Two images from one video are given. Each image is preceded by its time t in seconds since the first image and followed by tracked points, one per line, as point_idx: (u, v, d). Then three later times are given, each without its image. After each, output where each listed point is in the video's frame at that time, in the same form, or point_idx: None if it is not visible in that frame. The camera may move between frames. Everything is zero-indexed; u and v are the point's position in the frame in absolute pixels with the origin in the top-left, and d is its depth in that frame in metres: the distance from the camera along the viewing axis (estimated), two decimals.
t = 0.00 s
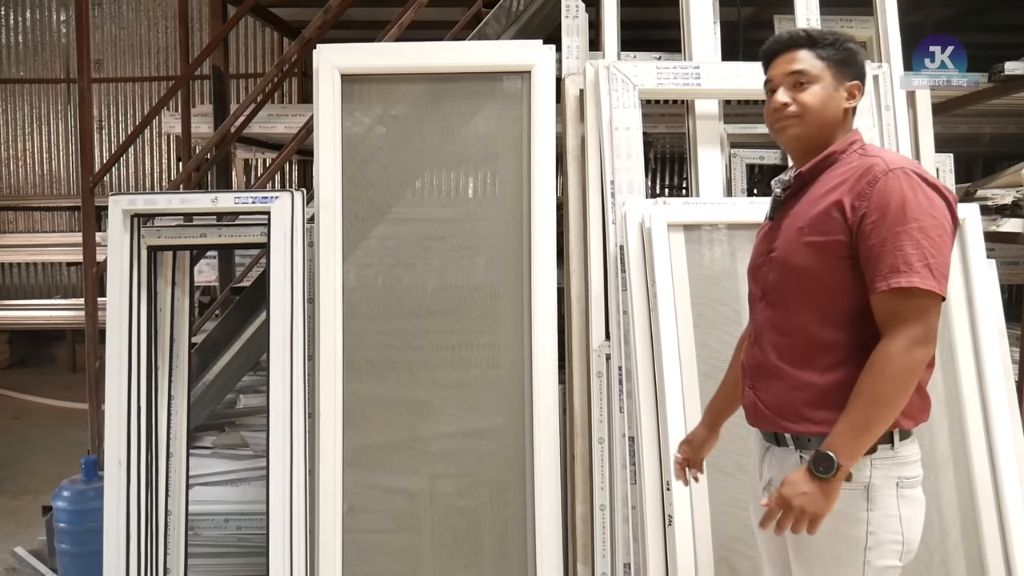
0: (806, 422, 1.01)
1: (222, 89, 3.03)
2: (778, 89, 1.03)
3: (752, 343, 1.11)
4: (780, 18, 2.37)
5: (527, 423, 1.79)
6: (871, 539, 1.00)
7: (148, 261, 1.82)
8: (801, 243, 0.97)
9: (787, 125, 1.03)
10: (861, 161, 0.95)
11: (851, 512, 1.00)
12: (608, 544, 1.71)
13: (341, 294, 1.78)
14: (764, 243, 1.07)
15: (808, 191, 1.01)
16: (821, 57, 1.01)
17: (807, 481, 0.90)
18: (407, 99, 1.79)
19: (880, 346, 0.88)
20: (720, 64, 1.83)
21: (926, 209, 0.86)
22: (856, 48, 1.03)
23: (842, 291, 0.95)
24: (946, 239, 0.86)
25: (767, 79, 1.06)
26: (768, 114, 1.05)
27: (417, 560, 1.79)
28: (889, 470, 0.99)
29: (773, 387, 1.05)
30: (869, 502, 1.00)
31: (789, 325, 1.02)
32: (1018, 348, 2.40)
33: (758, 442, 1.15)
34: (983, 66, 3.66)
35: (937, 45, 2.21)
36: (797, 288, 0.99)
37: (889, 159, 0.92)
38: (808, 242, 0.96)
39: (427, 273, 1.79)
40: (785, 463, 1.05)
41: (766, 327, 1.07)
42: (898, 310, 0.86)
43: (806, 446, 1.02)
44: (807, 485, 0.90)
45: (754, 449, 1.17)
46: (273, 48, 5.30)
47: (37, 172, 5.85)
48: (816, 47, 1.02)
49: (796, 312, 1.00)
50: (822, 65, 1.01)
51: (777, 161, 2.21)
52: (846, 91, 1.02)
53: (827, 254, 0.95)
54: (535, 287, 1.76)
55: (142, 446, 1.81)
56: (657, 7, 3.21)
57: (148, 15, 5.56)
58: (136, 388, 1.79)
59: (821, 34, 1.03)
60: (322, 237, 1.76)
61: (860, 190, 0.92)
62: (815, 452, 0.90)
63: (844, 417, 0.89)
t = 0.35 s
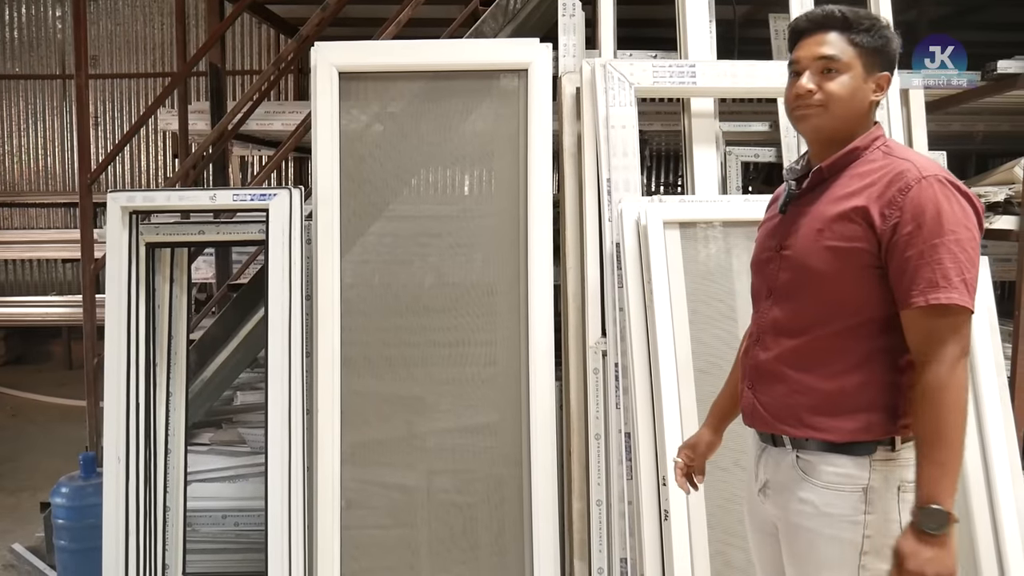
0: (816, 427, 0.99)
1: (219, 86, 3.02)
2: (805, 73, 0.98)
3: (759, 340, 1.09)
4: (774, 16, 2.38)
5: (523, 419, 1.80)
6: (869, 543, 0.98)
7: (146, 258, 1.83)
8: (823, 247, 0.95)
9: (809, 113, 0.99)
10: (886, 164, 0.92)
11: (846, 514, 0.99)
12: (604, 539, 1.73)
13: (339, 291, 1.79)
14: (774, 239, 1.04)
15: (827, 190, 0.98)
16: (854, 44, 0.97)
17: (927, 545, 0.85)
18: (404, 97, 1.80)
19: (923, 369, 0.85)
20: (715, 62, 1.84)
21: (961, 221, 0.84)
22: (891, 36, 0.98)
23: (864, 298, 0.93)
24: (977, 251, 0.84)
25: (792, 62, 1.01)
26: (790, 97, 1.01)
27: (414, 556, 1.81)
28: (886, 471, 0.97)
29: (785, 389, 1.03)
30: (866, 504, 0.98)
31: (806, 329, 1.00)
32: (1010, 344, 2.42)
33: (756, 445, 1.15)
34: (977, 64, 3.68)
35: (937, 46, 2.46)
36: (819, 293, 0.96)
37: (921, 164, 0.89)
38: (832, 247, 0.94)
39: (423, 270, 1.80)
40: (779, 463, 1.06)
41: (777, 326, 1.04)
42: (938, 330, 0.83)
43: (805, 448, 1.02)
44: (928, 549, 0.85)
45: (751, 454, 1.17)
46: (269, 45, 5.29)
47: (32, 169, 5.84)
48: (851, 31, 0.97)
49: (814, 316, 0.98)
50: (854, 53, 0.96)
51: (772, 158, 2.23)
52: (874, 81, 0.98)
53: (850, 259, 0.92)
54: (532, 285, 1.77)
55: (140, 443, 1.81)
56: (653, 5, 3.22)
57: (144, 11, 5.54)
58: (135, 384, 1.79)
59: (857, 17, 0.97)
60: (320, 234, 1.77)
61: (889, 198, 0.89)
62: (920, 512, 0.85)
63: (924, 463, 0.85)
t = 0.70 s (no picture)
0: (833, 435, 1.03)
1: (221, 87, 3.03)
2: (815, 80, 1.01)
3: (772, 347, 1.11)
4: (773, 22, 2.41)
5: (525, 419, 1.82)
6: (887, 549, 1.02)
7: (153, 258, 1.85)
8: (841, 259, 0.97)
9: (814, 121, 1.02)
10: (904, 177, 0.94)
11: (865, 522, 1.02)
12: (605, 537, 1.75)
13: (344, 292, 1.81)
14: (788, 247, 1.06)
15: (842, 201, 1.00)
16: (867, 55, 0.98)
17: (947, 556, 0.88)
18: (409, 100, 1.82)
19: (949, 384, 0.88)
20: (715, 69, 1.87)
21: (982, 236, 0.86)
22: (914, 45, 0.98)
23: (881, 309, 0.95)
24: (996, 266, 0.87)
25: (807, 64, 1.03)
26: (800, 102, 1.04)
27: (417, 555, 1.83)
28: (903, 479, 1.01)
29: (800, 397, 1.06)
30: (884, 511, 1.02)
31: (822, 338, 1.02)
32: (1004, 347, 2.45)
33: (767, 453, 1.18)
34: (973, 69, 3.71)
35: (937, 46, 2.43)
36: (837, 304, 0.98)
37: (940, 179, 0.91)
38: (849, 259, 0.96)
39: (426, 271, 1.82)
40: (795, 471, 1.09)
41: (793, 334, 1.06)
42: (963, 346, 0.86)
43: (819, 457, 1.05)
44: (947, 559, 0.88)
45: (762, 460, 1.20)
46: (268, 47, 5.31)
47: (30, 168, 5.84)
48: (867, 40, 0.98)
49: (830, 326, 1.00)
50: (866, 64, 0.98)
51: (771, 162, 2.25)
52: (886, 93, 0.99)
53: (869, 272, 0.94)
54: (534, 286, 1.79)
55: (147, 441, 1.83)
56: (653, 11, 3.25)
57: (143, 12, 5.55)
58: (142, 383, 1.81)
59: (877, 26, 0.98)
60: (326, 235, 1.79)
61: (909, 213, 0.91)
62: (942, 523, 0.88)
63: (947, 475, 0.88)
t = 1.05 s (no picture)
0: (830, 427, 1.06)
1: (232, 90, 3.07)
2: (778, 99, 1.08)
3: (773, 343, 1.15)
4: (777, 26, 2.45)
5: (534, 416, 1.86)
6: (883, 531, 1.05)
7: (170, 258, 1.88)
8: (828, 260, 1.00)
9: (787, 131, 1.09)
10: (888, 179, 0.97)
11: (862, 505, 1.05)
12: (613, 530, 1.79)
13: (356, 291, 1.84)
14: (783, 247, 1.10)
15: (833, 203, 1.03)
16: (812, 64, 1.02)
17: (878, 524, 0.92)
18: (419, 103, 1.86)
19: (919, 374, 0.91)
20: (721, 72, 1.90)
21: (957, 237, 0.89)
22: (862, 42, 0.98)
23: (867, 307, 0.99)
24: (974, 264, 0.89)
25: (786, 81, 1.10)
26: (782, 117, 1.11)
27: (427, 549, 1.86)
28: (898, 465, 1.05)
29: (799, 391, 1.10)
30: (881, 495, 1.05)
31: (814, 335, 1.05)
32: (1004, 345, 2.49)
33: (773, 441, 1.21)
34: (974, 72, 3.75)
35: (936, 46, 2.46)
36: (825, 303, 1.02)
37: (920, 180, 0.94)
38: (836, 260, 0.99)
39: (436, 271, 1.86)
40: (798, 458, 1.12)
41: (790, 331, 1.10)
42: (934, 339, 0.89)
43: (820, 444, 1.08)
44: (878, 528, 0.92)
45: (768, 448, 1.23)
46: (274, 49, 5.34)
47: (37, 169, 5.88)
48: (813, 49, 1.02)
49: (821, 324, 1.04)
50: (812, 72, 1.02)
51: (774, 164, 2.30)
52: (839, 93, 1.01)
53: (853, 272, 0.98)
54: (543, 285, 1.83)
55: (164, 437, 1.87)
56: (658, 14, 3.29)
57: (150, 14, 5.59)
58: (159, 380, 1.85)
59: (819, 35, 1.02)
60: (338, 235, 1.82)
61: (890, 214, 0.94)
62: (881, 494, 0.92)
63: (898, 451, 0.91)
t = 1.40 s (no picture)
0: (809, 414, 1.11)
1: (237, 90, 3.11)
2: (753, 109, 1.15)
3: (755, 339, 1.20)
4: (775, 30, 2.49)
5: (536, 411, 1.90)
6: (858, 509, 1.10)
7: (179, 255, 1.92)
8: (797, 260, 1.05)
9: (765, 139, 1.15)
10: (851, 181, 1.02)
11: (838, 485, 1.10)
12: (613, 522, 1.83)
13: (362, 288, 1.88)
14: (761, 248, 1.15)
15: (803, 206, 1.08)
16: (790, 76, 1.10)
17: (867, 507, 0.97)
18: (424, 104, 1.90)
19: (888, 363, 0.95)
20: (720, 75, 1.95)
21: (912, 232, 0.94)
22: (832, 57, 1.08)
23: (836, 302, 1.04)
24: (930, 257, 0.94)
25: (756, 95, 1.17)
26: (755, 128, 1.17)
27: (430, 540, 1.90)
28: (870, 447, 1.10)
29: (779, 383, 1.15)
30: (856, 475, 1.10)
31: (789, 331, 1.11)
32: (995, 344, 2.54)
33: (756, 425, 1.26)
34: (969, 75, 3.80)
35: (937, 46, 2.40)
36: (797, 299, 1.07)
37: (878, 180, 0.99)
38: (804, 259, 1.04)
39: (440, 269, 1.90)
40: (779, 441, 1.17)
41: (768, 328, 1.15)
42: (897, 328, 0.93)
43: (799, 429, 1.13)
44: (868, 509, 0.98)
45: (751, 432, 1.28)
46: (277, 49, 5.38)
47: (40, 168, 5.91)
48: (789, 63, 1.10)
49: (794, 320, 1.09)
50: (790, 83, 1.10)
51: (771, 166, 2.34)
52: (815, 102, 1.09)
53: (820, 270, 1.03)
54: (544, 283, 1.87)
55: (174, 430, 1.91)
56: (659, 17, 3.33)
57: (153, 14, 5.62)
58: (169, 374, 1.89)
59: (791, 52, 1.10)
60: (345, 233, 1.86)
61: (852, 213, 0.99)
62: (865, 478, 0.96)
63: (875, 436, 0.96)
